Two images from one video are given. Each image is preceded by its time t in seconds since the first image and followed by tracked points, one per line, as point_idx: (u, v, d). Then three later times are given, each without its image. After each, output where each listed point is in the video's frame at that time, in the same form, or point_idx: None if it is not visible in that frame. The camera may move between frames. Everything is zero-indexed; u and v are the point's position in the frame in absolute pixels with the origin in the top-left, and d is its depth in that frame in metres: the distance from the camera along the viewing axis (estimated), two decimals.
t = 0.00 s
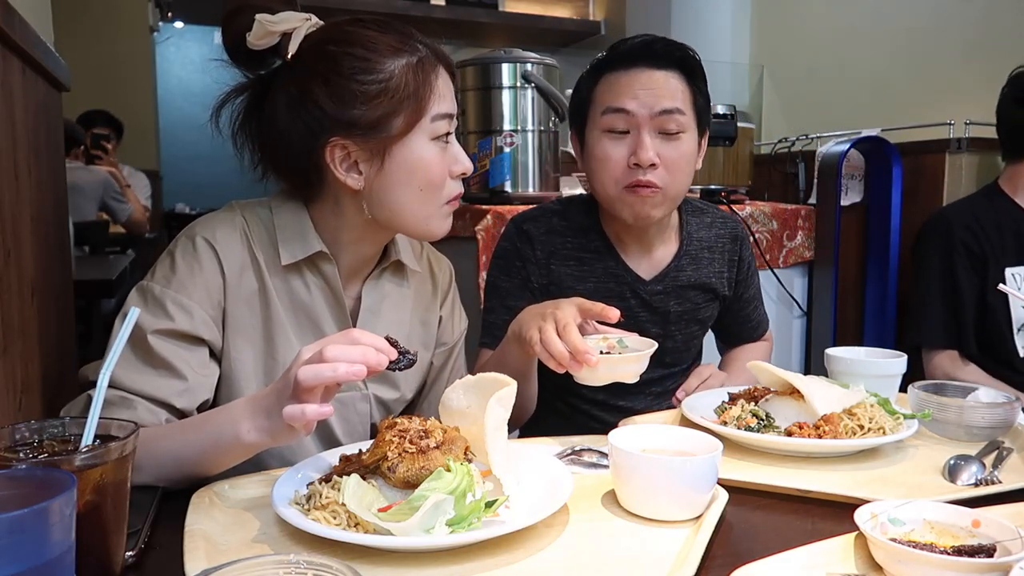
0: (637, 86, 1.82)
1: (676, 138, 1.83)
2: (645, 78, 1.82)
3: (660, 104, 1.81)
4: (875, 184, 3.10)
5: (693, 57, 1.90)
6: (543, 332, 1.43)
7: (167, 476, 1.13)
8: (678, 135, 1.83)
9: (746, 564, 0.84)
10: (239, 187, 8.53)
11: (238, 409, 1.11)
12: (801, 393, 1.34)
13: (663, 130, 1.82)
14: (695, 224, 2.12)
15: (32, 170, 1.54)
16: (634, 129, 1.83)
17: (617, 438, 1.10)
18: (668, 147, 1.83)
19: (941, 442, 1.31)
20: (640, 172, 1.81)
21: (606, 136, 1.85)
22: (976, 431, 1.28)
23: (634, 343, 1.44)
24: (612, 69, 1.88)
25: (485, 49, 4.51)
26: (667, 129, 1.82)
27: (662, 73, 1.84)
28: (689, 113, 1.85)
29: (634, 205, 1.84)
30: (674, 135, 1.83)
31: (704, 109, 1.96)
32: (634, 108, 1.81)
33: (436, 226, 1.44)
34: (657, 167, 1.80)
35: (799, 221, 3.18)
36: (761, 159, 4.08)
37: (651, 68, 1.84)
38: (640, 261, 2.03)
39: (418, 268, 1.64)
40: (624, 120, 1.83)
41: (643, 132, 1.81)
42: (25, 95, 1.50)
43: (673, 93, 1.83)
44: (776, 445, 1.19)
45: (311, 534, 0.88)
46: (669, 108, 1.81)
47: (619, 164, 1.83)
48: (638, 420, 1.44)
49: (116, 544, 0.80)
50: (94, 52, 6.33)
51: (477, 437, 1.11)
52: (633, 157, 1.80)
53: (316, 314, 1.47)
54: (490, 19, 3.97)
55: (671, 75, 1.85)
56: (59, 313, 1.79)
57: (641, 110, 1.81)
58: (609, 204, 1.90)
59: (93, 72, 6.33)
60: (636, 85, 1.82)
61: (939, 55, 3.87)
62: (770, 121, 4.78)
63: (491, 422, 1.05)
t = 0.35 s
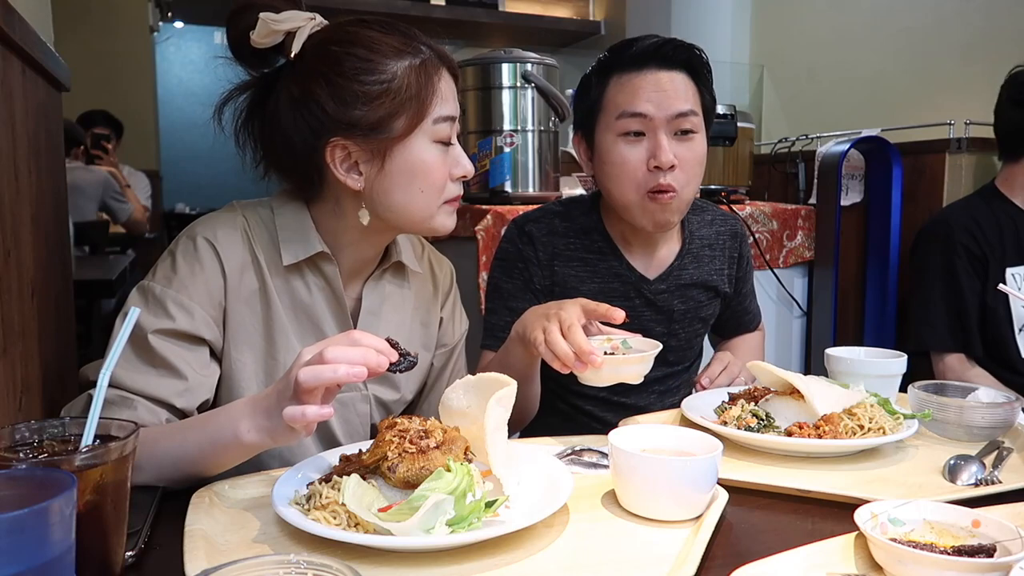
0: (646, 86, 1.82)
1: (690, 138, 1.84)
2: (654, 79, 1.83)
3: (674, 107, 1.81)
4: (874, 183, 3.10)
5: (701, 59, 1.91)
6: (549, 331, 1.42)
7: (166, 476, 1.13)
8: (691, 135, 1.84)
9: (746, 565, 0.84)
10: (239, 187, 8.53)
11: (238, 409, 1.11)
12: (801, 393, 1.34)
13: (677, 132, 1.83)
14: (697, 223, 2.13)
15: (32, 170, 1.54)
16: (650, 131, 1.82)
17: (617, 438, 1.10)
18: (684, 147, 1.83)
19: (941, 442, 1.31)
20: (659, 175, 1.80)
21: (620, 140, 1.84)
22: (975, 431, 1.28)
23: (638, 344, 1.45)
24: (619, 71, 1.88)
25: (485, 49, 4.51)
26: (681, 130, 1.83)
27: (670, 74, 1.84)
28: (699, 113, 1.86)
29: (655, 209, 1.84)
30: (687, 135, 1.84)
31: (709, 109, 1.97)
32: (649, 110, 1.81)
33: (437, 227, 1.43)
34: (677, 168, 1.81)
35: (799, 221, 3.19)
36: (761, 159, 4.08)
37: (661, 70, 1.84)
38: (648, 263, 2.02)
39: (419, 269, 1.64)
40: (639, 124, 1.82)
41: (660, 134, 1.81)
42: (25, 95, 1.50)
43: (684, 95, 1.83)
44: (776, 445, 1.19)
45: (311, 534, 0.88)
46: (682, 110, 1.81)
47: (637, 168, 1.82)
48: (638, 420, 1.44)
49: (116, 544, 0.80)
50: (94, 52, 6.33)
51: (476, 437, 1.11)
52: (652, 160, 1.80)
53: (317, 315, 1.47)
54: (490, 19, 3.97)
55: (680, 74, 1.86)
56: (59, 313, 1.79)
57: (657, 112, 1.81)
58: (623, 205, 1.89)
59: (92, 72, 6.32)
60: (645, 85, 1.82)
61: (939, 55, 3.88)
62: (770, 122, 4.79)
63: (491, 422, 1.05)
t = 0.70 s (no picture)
0: (651, 97, 1.82)
1: (696, 152, 1.84)
2: (661, 88, 1.82)
3: (681, 121, 1.80)
4: (874, 183, 3.10)
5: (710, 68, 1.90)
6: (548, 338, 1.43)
7: (167, 476, 1.13)
8: (698, 149, 1.84)
9: (746, 565, 0.84)
10: (239, 187, 8.53)
11: (239, 409, 1.11)
12: (801, 393, 1.34)
13: (682, 147, 1.82)
14: (699, 222, 2.14)
15: (32, 170, 1.54)
16: (655, 145, 1.82)
17: (617, 438, 1.10)
18: (688, 160, 1.83)
19: (941, 442, 1.31)
20: (662, 189, 1.81)
21: (625, 150, 1.85)
22: (975, 431, 1.28)
23: (643, 351, 1.46)
24: (625, 75, 1.88)
25: (485, 49, 4.51)
26: (687, 145, 1.82)
27: (680, 86, 1.83)
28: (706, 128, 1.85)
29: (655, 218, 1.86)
30: (693, 150, 1.83)
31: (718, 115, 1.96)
32: (654, 123, 1.81)
33: (438, 228, 1.44)
34: (679, 182, 1.81)
35: (799, 221, 3.19)
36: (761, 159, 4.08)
37: (670, 81, 1.84)
38: (653, 264, 2.02)
39: (420, 269, 1.64)
40: (644, 138, 1.82)
41: (665, 148, 1.81)
42: (25, 96, 1.50)
43: (692, 109, 1.82)
44: (776, 445, 1.19)
45: (311, 534, 0.89)
46: (689, 125, 1.80)
47: (639, 178, 1.83)
48: (638, 420, 1.44)
49: (116, 544, 0.80)
50: (94, 52, 6.34)
51: (477, 436, 1.11)
52: (654, 174, 1.81)
53: (318, 315, 1.47)
54: (490, 19, 3.98)
55: (689, 87, 1.85)
56: (59, 312, 1.79)
57: (664, 125, 1.80)
58: (625, 214, 1.91)
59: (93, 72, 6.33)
60: (650, 96, 1.82)
61: (939, 55, 3.88)
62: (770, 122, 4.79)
63: (491, 422, 1.05)
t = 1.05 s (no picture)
0: (649, 102, 1.81)
1: (694, 160, 1.83)
2: (664, 94, 1.82)
3: (679, 126, 1.80)
4: (874, 183, 3.10)
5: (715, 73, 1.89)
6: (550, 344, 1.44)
7: (166, 476, 1.13)
8: (694, 159, 1.83)
9: (746, 565, 0.84)
10: (238, 187, 8.53)
11: (238, 409, 1.11)
12: (801, 393, 1.34)
13: (679, 154, 1.82)
14: (702, 224, 2.13)
15: (32, 170, 1.54)
16: (651, 149, 1.82)
17: (617, 438, 1.10)
18: (685, 168, 1.83)
19: (941, 442, 1.31)
20: (652, 195, 1.82)
21: (622, 153, 1.85)
22: (975, 431, 1.28)
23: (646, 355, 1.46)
24: (626, 78, 1.88)
25: (485, 49, 4.52)
26: (683, 152, 1.81)
27: (684, 92, 1.83)
28: (707, 136, 1.85)
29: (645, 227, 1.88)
30: (691, 157, 1.83)
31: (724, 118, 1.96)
32: (651, 128, 1.80)
33: (434, 229, 1.43)
34: (671, 190, 1.82)
35: (799, 221, 3.19)
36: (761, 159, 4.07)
37: (674, 85, 1.83)
38: (655, 266, 2.02)
39: (420, 269, 1.64)
40: (641, 141, 1.82)
41: (659, 153, 1.81)
42: (25, 96, 1.50)
43: (693, 117, 1.82)
44: (776, 445, 1.19)
45: (311, 535, 0.89)
46: (688, 132, 1.80)
47: (634, 181, 1.84)
48: (638, 420, 1.43)
49: (116, 544, 0.80)
50: (93, 52, 6.34)
51: (477, 436, 1.11)
52: (647, 178, 1.81)
53: (317, 315, 1.47)
54: (490, 19, 3.97)
55: (693, 93, 1.84)
56: (59, 312, 1.79)
57: (659, 131, 1.80)
58: (621, 217, 1.93)
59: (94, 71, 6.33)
60: (649, 101, 1.82)
61: (939, 55, 3.88)
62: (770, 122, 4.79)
63: (491, 422, 1.05)
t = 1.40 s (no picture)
0: (649, 103, 1.81)
1: (693, 161, 1.83)
2: (665, 94, 1.82)
3: (678, 126, 1.80)
4: (874, 182, 3.10)
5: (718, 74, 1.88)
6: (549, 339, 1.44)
7: (167, 476, 1.13)
8: (694, 159, 1.83)
9: (746, 565, 0.84)
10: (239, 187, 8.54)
11: (239, 409, 1.11)
12: (801, 393, 1.34)
13: (679, 154, 1.82)
14: (702, 226, 2.13)
15: (32, 170, 1.54)
16: (650, 148, 1.82)
17: (617, 439, 1.10)
18: (684, 168, 1.83)
19: (941, 442, 1.31)
20: (648, 193, 1.82)
21: (621, 151, 1.86)
22: (975, 431, 1.28)
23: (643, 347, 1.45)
24: (628, 79, 1.89)
25: (485, 49, 4.52)
26: (683, 152, 1.81)
27: (684, 93, 1.83)
28: (707, 137, 1.85)
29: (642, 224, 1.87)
30: (690, 157, 1.83)
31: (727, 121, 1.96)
32: (650, 127, 1.80)
33: (428, 229, 1.42)
34: (669, 188, 1.81)
35: (799, 221, 3.19)
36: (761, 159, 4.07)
37: (674, 85, 1.83)
38: (656, 268, 2.02)
39: (420, 269, 1.64)
40: (640, 140, 1.82)
41: (658, 153, 1.81)
42: (25, 96, 1.50)
43: (693, 117, 1.82)
44: (775, 445, 1.19)
45: (311, 535, 0.89)
46: (687, 133, 1.80)
47: (630, 179, 1.84)
48: (638, 420, 1.43)
49: (116, 544, 0.80)
50: (93, 52, 6.34)
51: (477, 436, 1.11)
52: (645, 176, 1.81)
53: (317, 315, 1.47)
54: (490, 19, 3.97)
55: (694, 94, 1.84)
56: (59, 311, 1.79)
57: (659, 130, 1.80)
58: (620, 216, 1.93)
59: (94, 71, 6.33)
60: (649, 102, 1.82)
61: (939, 55, 3.88)
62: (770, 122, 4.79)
63: (491, 422, 1.05)
